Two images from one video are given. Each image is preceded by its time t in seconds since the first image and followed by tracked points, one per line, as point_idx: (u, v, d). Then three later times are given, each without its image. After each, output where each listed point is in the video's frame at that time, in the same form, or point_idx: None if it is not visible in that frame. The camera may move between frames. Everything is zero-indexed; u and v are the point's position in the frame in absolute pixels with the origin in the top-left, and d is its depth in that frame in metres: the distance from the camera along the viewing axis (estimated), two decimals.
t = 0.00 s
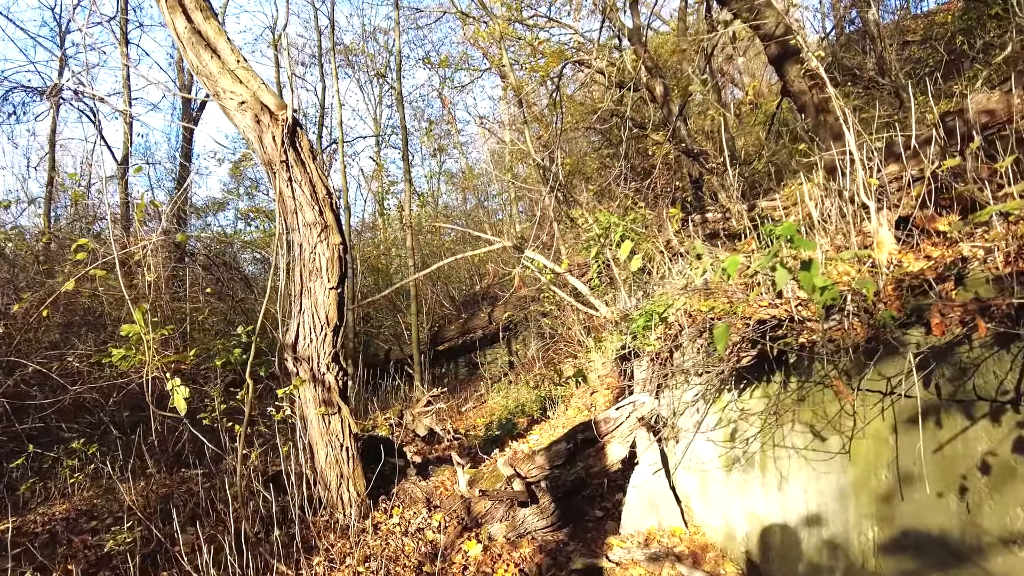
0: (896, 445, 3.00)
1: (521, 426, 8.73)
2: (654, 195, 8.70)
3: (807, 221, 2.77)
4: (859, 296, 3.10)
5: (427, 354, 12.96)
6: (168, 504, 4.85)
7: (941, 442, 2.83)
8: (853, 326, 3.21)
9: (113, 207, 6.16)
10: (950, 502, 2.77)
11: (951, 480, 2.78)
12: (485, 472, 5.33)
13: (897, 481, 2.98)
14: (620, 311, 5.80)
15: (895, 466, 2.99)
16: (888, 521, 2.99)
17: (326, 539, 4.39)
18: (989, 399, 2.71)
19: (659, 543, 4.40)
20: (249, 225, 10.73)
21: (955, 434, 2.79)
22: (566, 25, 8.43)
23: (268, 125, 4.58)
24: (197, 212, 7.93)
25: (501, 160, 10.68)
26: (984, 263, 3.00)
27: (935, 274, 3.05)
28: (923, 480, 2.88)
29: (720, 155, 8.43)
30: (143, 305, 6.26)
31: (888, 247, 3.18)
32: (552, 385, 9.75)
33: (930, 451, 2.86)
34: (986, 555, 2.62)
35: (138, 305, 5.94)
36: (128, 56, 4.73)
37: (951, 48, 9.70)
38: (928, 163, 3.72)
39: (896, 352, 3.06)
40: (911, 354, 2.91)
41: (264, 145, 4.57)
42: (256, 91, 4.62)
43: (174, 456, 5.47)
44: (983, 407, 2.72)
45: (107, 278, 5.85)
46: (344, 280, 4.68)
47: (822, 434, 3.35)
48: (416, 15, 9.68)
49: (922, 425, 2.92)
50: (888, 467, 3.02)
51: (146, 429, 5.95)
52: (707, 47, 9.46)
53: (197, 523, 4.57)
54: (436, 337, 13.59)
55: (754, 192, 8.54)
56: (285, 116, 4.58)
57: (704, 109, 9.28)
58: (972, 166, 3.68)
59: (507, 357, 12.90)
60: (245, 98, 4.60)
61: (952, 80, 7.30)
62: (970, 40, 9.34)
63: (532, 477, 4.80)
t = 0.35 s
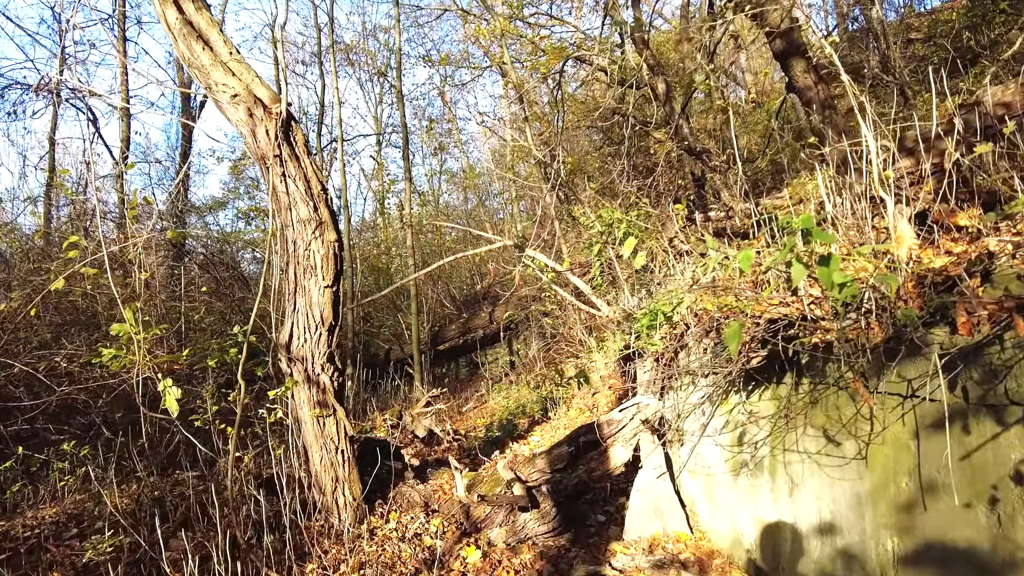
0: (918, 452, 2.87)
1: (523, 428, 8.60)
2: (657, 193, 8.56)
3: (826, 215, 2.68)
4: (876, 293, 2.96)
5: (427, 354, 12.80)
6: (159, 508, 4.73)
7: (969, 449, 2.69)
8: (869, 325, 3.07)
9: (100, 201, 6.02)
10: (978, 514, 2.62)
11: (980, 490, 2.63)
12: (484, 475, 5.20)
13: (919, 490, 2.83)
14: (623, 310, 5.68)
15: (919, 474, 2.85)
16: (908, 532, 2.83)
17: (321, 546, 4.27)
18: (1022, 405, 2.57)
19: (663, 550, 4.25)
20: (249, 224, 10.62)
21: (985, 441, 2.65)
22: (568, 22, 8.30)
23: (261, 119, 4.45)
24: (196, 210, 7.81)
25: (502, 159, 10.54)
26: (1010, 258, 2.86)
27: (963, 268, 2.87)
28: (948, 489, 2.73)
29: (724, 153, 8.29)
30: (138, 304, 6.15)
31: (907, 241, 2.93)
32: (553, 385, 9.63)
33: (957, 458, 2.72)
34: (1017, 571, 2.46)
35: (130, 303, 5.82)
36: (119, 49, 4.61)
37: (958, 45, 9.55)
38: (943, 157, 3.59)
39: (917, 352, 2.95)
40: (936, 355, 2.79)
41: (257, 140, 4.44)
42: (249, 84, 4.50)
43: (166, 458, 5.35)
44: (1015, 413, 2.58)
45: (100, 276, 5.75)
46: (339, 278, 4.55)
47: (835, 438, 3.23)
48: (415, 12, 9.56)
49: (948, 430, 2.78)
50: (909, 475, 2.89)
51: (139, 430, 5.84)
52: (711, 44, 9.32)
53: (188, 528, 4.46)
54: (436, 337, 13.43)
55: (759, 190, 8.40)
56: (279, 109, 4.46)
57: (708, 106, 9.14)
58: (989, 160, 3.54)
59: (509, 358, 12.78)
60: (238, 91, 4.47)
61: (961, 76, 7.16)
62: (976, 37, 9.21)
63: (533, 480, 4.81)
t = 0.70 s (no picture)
0: (943, 461, 2.75)
1: (525, 429, 8.46)
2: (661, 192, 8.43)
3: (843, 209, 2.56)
4: (900, 293, 2.83)
5: (429, 355, 12.74)
6: (153, 513, 4.64)
7: (1000, 460, 2.57)
8: (889, 325, 2.96)
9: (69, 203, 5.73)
10: (1010, 529, 2.51)
11: (1012, 504, 2.51)
12: (485, 479, 5.08)
13: (945, 502, 2.73)
14: (626, 310, 5.55)
15: (944, 485, 2.74)
16: (934, 546, 2.74)
17: (317, 552, 4.17)
18: None
19: (670, 557, 4.17)
20: (248, 223, 10.50)
21: (1017, 451, 2.52)
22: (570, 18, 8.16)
23: (255, 114, 4.33)
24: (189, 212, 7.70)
25: (504, 157, 10.41)
26: None
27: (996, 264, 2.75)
28: (977, 502, 2.63)
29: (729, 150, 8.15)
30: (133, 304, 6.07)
31: (930, 239, 2.82)
32: (555, 386, 9.51)
33: (988, 470, 2.60)
34: None
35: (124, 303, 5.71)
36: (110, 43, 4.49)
37: (965, 40, 9.39)
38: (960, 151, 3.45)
39: (940, 357, 2.80)
40: (966, 359, 2.65)
41: (251, 135, 4.32)
42: (243, 77, 4.38)
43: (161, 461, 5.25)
44: None
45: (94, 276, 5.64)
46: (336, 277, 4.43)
47: (852, 445, 3.12)
48: (415, 8, 9.43)
49: (976, 440, 2.66)
50: (934, 486, 2.78)
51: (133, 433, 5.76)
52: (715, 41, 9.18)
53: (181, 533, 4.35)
54: (438, 337, 13.37)
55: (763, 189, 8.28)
56: (273, 104, 4.34)
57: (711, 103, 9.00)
58: (1010, 154, 3.41)
59: (511, 358, 12.66)
60: (231, 85, 4.35)
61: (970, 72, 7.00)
62: (984, 32, 9.07)
63: (534, 485, 4.54)
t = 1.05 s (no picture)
0: (967, 468, 2.66)
1: (527, 430, 8.35)
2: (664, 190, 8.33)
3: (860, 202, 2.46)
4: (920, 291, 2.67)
5: (432, 355, 12.74)
6: (146, 516, 4.55)
7: None
8: (907, 325, 2.78)
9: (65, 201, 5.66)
10: None
11: None
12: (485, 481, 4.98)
13: (970, 511, 2.63)
14: (630, 310, 5.45)
15: (969, 493, 2.65)
16: (959, 556, 2.65)
17: (313, 557, 4.07)
18: None
19: (676, 563, 4.09)
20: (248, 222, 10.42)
21: None
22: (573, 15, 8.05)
23: (250, 108, 4.23)
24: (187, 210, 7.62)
25: (505, 155, 10.30)
26: None
27: None
28: (1004, 511, 2.53)
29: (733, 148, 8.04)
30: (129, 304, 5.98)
31: (951, 232, 2.65)
32: (557, 386, 9.41)
33: (1016, 479, 2.49)
34: None
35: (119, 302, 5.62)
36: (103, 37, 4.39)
37: (973, 37, 9.25)
38: (976, 144, 3.34)
39: (964, 357, 2.66)
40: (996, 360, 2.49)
41: (246, 130, 4.22)
42: (238, 71, 4.28)
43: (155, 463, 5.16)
44: None
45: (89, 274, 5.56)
46: (333, 276, 4.33)
47: (868, 449, 3.03)
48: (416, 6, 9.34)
49: (1003, 446, 2.55)
50: (958, 494, 2.68)
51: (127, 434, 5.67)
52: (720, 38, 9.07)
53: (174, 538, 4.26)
54: (440, 337, 13.32)
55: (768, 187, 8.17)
56: (269, 98, 4.24)
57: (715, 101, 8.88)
58: None
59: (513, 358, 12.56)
60: (226, 80, 4.25)
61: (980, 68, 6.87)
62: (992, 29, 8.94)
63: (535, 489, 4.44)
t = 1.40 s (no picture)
0: (995, 472, 2.43)
1: (528, 432, 8.22)
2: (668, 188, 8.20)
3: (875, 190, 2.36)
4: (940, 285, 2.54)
5: (433, 354, 12.62)
6: (136, 519, 4.42)
7: None
8: (929, 319, 2.63)
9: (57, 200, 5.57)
10: None
11: None
12: (485, 484, 4.84)
13: (1000, 518, 2.41)
14: (633, 308, 5.32)
15: (998, 499, 2.42)
16: (986, 568, 2.44)
17: (306, 562, 3.95)
18: None
19: (681, 569, 3.99)
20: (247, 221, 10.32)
21: None
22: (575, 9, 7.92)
23: (242, 100, 4.11)
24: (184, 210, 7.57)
25: (507, 154, 10.17)
26: None
27: None
28: None
29: (737, 146, 7.90)
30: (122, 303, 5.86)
31: (975, 222, 2.59)
32: (560, 387, 9.28)
33: None
34: None
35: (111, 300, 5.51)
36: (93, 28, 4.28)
37: (982, 33, 9.09)
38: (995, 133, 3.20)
39: (993, 352, 2.47)
40: None
41: (239, 122, 4.09)
42: (230, 62, 4.15)
43: (148, 464, 5.04)
44: None
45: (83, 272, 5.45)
46: (327, 272, 4.21)
47: (884, 452, 2.88)
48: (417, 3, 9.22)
49: None
50: (985, 500, 2.46)
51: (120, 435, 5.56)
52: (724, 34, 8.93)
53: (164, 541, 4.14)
54: (441, 336, 13.20)
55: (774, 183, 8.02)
56: (262, 90, 4.11)
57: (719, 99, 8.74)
58: None
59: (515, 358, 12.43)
60: (218, 71, 4.13)
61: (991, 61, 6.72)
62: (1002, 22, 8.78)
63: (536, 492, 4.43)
